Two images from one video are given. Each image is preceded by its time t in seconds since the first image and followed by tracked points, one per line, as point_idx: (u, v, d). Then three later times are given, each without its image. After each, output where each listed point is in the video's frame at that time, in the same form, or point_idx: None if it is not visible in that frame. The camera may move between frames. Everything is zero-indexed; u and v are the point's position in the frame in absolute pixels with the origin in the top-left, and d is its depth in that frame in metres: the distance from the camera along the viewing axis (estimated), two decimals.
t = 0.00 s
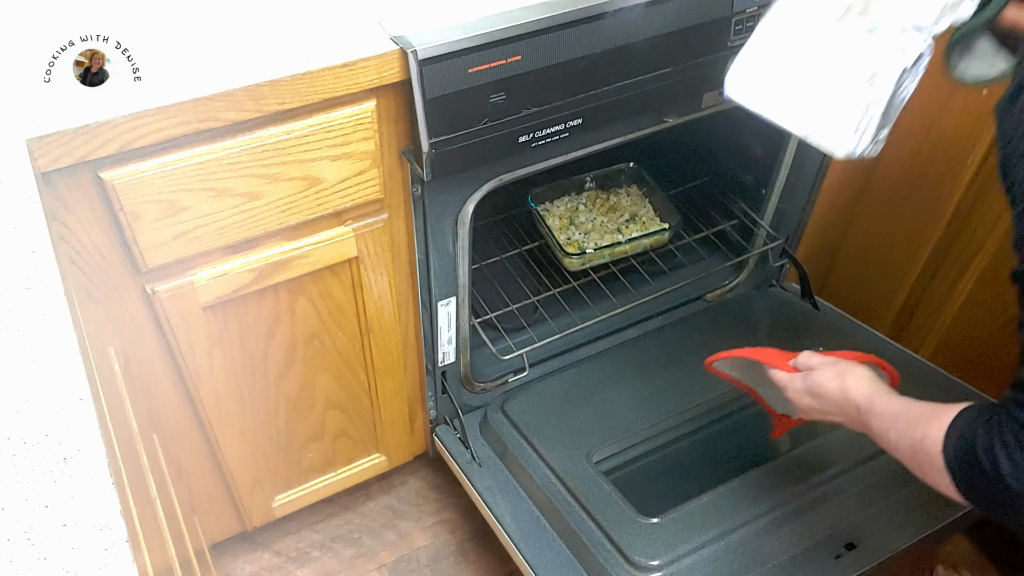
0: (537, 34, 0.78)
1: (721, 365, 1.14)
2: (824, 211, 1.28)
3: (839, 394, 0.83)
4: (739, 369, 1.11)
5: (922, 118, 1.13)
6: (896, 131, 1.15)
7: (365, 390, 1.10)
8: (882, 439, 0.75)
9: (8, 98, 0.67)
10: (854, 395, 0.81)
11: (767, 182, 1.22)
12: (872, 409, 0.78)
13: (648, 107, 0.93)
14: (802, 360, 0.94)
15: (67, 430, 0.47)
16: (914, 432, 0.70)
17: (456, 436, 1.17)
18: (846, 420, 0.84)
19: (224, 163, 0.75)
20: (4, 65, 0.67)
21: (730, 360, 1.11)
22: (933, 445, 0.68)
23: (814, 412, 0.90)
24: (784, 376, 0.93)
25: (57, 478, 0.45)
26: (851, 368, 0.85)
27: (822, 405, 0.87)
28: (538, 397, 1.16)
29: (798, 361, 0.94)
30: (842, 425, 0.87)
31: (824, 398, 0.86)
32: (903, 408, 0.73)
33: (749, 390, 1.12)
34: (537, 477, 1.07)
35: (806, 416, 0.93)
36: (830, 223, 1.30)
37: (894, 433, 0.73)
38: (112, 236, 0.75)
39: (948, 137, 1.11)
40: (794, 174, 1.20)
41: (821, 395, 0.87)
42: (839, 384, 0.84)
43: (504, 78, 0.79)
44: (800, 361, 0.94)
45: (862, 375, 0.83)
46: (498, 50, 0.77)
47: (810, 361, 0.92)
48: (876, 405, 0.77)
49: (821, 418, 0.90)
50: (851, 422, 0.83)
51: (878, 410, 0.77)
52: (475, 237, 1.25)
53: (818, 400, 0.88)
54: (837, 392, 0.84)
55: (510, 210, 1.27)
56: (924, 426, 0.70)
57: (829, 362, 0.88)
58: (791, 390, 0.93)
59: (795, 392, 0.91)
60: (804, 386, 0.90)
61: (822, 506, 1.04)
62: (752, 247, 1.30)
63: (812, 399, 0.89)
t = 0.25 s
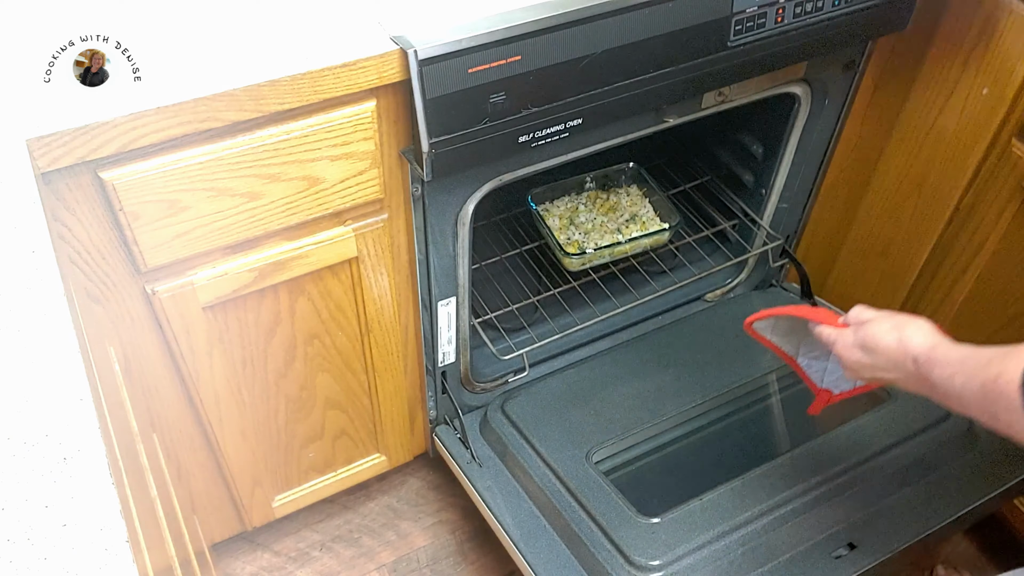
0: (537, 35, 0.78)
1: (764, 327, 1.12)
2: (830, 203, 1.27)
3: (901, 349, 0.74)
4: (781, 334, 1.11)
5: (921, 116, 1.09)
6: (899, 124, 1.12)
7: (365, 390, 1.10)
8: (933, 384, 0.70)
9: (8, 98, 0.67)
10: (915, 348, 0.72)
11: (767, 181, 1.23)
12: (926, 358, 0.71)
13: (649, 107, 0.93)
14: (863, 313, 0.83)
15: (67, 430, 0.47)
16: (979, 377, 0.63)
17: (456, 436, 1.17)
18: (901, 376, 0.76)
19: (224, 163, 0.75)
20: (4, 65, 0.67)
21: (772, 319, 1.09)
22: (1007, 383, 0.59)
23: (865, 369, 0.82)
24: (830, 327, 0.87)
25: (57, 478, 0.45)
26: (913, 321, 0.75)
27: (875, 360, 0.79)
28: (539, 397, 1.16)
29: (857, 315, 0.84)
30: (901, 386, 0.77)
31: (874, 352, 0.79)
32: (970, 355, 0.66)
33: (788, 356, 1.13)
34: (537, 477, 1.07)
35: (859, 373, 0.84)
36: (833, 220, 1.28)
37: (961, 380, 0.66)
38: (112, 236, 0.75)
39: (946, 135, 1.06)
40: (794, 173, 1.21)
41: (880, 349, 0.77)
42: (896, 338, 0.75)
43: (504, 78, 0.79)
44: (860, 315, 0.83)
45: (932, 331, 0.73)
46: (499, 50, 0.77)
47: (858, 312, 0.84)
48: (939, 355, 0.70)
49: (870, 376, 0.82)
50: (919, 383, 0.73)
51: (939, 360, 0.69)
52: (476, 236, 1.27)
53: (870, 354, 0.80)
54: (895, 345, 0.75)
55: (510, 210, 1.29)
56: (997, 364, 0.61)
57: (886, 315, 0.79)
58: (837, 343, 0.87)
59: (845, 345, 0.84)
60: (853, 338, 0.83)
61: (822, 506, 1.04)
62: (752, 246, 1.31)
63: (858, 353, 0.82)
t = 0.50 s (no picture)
0: (537, 34, 0.78)
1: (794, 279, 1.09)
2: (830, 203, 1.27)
3: (944, 291, 0.77)
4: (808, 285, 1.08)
5: (921, 115, 1.09)
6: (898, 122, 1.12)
7: (365, 390, 1.10)
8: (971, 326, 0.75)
9: (8, 98, 0.67)
10: (958, 290, 0.75)
11: (767, 181, 1.23)
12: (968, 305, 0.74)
13: (649, 107, 0.93)
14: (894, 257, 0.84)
15: (68, 430, 0.47)
16: None
17: (456, 436, 1.17)
18: (939, 320, 0.78)
19: (224, 163, 0.75)
20: (4, 65, 0.67)
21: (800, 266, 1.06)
22: None
23: (897, 313, 0.83)
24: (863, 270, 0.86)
25: (57, 478, 0.45)
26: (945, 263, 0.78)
27: (911, 304, 0.80)
28: (539, 397, 1.16)
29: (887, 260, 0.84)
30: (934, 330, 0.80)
31: (915, 298, 0.79)
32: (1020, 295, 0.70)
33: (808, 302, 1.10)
34: (537, 477, 1.07)
35: (889, 318, 0.84)
36: (833, 220, 1.28)
37: (1012, 319, 0.70)
38: (112, 236, 0.75)
39: (946, 134, 1.06)
40: (794, 173, 1.21)
41: (920, 293, 0.79)
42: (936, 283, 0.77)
43: (504, 78, 0.79)
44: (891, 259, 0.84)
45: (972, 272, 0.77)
46: (499, 50, 0.77)
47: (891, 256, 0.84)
48: (985, 296, 0.73)
49: (902, 321, 0.83)
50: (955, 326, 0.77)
51: (985, 301, 0.73)
52: (475, 236, 1.27)
53: (906, 298, 0.80)
54: (936, 288, 0.77)
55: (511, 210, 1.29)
56: None
57: (922, 259, 0.81)
58: (869, 287, 0.85)
59: (880, 289, 0.83)
60: (890, 281, 0.82)
61: (822, 505, 1.04)
62: (752, 245, 1.31)
63: (894, 296, 0.82)
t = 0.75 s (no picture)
0: (537, 34, 0.78)
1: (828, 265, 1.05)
2: (831, 203, 1.27)
3: (980, 273, 0.76)
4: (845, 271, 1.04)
5: (922, 114, 1.08)
6: (898, 121, 1.12)
7: (365, 390, 1.10)
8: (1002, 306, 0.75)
9: (8, 98, 0.67)
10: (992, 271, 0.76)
11: (767, 181, 1.23)
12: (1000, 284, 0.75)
13: (649, 107, 0.93)
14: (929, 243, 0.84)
15: (68, 430, 0.47)
16: None
17: (456, 436, 1.17)
18: (973, 302, 0.78)
19: (224, 163, 0.75)
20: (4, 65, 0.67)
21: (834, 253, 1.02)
22: None
23: (933, 297, 0.82)
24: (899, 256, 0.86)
25: (57, 478, 0.45)
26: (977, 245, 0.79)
27: (947, 287, 0.80)
28: (539, 397, 1.16)
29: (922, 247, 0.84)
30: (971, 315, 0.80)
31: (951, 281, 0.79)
32: None
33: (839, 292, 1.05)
34: (537, 477, 1.07)
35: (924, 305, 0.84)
36: (833, 220, 1.28)
37: None
38: (112, 235, 0.75)
39: (946, 134, 1.06)
40: (794, 172, 1.21)
41: (956, 275, 0.78)
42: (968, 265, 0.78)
43: (504, 78, 0.79)
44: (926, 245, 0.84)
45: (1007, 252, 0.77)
46: (499, 50, 0.77)
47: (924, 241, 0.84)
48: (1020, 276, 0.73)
49: (938, 305, 0.82)
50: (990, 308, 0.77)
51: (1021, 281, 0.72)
52: (476, 236, 1.28)
53: (942, 281, 0.80)
54: (973, 270, 0.77)
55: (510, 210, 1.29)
56: None
57: (960, 244, 0.81)
58: (906, 272, 0.85)
59: (916, 272, 0.83)
60: (926, 265, 0.82)
61: (822, 506, 1.04)
62: (752, 245, 1.31)
63: (929, 279, 0.82)
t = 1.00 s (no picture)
0: (537, 35, 0.78)
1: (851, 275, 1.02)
2: (831, 203, 1.27)
3: (1009, 288, 0.76)
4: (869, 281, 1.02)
5: (921, 115, 1.09)
6: (897, 121, 1.12)
7: (365, 390, 1.10)
8: None
9: (8, 98, 0.67)
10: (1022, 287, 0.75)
11: (767, 181, 1.23)
12: None
13: (649, 107, 0.93)
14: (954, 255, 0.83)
15: (68, 430, 0.47)
16: None
17: (456, 436, 1.17)
18: (1003, 318, 0.77)
19: (223, 163, 0.75)
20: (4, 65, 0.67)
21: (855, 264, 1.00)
22: None
23: (960, 311, 0.82)
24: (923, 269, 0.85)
25: (57, 478, 0.45)
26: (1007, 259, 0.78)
27: (976, 302, 0.79)
28: (539, 397, 1.16)
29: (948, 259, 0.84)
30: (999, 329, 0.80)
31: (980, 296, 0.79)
32: None
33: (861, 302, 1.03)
34: (537, 476, 1.07)
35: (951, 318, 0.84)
36: (833, 220, 1.28)
37: None
38: (112, 235, 0.75)
39: (945, 134, 1.06)
40: (794, 172, 1.21)
41: (984, 290, 0.78)
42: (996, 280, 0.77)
43: (504, 78, 0.79)
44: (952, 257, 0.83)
45: None
46: (499, 50, 0.77)
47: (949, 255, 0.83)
48: None
49: (965, 320, 0.82)
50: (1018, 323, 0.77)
51: None
52: (476, 236, 1.27)
53: (970, 296, 0.80)
54: (1001, 285, 0.76)
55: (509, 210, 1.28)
56: None
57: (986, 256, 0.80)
58: (930, 286, 0.84)
59: (942, 288, 0.83)
60: (953, 280, 0.82)
61: (822, 506, 1.04)
62: (752, 245, 1.31)
63: (957, 294, 0.81)
